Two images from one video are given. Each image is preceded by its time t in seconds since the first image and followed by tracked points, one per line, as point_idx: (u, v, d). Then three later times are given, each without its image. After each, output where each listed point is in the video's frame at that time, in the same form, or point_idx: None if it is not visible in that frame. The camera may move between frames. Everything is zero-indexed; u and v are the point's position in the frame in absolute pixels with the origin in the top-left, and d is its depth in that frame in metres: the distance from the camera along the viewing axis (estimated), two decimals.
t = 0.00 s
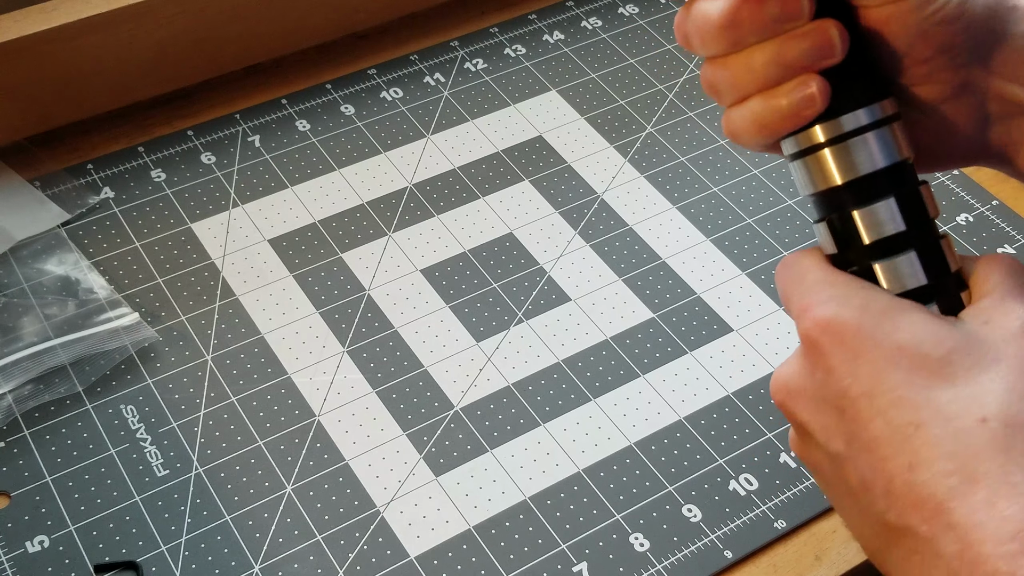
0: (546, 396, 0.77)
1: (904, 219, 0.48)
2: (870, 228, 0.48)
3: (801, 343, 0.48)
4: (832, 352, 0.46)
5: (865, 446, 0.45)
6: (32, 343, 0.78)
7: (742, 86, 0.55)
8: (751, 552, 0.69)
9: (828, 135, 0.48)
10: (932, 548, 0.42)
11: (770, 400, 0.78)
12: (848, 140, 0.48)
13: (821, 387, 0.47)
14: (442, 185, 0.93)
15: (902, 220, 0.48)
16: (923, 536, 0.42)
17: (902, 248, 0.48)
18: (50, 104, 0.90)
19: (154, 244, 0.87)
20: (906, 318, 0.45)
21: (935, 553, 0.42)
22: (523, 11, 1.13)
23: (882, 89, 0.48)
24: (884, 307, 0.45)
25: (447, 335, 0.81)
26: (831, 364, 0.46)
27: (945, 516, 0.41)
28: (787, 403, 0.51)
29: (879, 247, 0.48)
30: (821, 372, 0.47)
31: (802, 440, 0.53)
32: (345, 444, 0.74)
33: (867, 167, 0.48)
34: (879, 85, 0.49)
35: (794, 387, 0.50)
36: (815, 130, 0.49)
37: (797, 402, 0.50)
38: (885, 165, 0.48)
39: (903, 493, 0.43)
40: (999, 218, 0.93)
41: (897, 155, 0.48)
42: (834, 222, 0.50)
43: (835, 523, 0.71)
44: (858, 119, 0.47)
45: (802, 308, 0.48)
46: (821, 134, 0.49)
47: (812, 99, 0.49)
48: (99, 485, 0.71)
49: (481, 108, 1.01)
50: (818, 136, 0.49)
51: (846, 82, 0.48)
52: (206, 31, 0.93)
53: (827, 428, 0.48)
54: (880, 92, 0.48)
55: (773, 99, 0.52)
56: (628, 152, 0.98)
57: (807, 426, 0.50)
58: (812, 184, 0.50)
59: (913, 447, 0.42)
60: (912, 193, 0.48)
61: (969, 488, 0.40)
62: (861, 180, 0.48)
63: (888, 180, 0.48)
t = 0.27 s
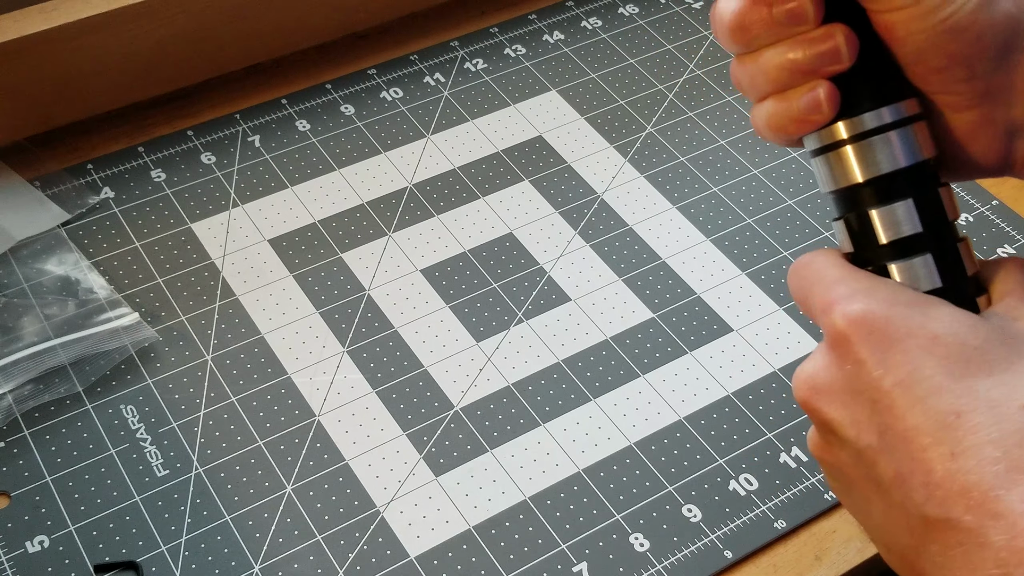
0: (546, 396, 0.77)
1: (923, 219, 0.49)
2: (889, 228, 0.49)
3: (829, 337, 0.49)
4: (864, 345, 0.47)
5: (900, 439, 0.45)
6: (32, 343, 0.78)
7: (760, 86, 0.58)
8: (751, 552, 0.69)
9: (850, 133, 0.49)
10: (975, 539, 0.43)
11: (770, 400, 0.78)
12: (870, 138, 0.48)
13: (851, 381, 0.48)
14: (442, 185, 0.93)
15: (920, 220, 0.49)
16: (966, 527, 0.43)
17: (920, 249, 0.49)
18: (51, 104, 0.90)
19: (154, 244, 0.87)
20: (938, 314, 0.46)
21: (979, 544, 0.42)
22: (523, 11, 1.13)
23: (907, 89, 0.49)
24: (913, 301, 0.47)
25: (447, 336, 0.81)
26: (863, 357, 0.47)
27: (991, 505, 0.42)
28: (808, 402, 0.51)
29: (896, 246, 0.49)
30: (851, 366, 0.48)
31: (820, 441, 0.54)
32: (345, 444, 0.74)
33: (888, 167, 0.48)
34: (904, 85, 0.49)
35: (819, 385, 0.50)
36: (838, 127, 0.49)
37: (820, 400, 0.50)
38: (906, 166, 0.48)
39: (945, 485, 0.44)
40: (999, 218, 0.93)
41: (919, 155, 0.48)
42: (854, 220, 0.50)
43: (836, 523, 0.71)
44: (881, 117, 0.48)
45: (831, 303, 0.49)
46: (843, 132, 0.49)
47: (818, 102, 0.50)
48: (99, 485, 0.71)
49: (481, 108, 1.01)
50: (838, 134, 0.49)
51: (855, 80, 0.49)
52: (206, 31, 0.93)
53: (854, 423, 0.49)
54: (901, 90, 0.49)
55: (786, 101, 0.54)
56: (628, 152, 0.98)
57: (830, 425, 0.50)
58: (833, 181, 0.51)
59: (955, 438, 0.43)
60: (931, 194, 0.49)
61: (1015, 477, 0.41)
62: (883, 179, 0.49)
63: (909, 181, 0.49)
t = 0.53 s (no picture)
0: (546, 396, 0.77)
1: (945, 215, 0.48)
2: (911, 221, 0.49)
3: (857, 316, 0.47)
4: (902, 328, 0.45)
5: (935, 426, 0.44)
6: (32, 343, 0.78)
7: (789, 64, 0.53)
8: (751, 552, 0.69)
9: (883, 121, 0.47)
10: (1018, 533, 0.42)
11: (770, 400, 0.78)
12: (903, 129, 0.47)
13: (882, 363, 0.47)
14: (442, 185, 0.93)
15: (942, 216, 0.48)
16: (1006, 520, 0.42)
17: (939, 245, 0.49)
18: (50, 105, 0.90)
19: (154, 244, 0.87)
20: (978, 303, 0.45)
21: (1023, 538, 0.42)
22: (523, 11, 1.13)
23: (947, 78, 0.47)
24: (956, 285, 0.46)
25: (447, 336, 0.81)
26: (900, 340, 0.45)
27: None
28: (826, 379, 0.49)
29: (918, 240, 0.49)
30: (884, 348, 0.46)
31: (827, 421, 0.53)
32: (345, 444, 0.74)
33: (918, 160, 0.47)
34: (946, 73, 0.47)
35: (840, 362, 0.49)
36: (869, 116, 0.48)
37: (844, 377, 0.49)
38: (937, 159, 0.47)
39: (986, 477, 0.43)
40: (999, 218, 0.93)
41: (950, 147, 0.47)
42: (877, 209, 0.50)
43: (836, 523, 0.71)
44: (917, 107, 0.46)
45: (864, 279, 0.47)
46: (874, 120, 0.48)
47: (854, 88, 0.48)
48: (99, 485, 0.71)
49: (481, 108, 1.01)
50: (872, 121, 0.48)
51: (900, 66, 0.46)
52: (205, 31, 0.94)
53: (883, 407, 0.47)
54: (942, 79, 0.47)
55: (820, 83, 0.50)
56: (628, 152, 0.98)
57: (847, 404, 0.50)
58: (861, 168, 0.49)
59: (999, 430, 0.43)
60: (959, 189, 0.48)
61: None
62: (914, 171, 0.48)
63: (938, 173, 0.48)
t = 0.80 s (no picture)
0: (546, 396, 0.77)
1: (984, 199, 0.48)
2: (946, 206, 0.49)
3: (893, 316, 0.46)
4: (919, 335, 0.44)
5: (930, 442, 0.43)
6: (32, 343, 0.79)
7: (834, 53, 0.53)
8: (751, 552, 0.69)
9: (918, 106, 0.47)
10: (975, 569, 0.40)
11: (770, 400, 0.78)
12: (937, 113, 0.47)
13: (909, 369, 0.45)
14: (442, 185, 0.93)
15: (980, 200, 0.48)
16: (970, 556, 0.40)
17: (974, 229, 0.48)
18: (51, 105, 0.90)
19: (154, 244, 0.87)
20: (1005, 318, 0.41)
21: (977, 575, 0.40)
22: (522, 11, 1.13)
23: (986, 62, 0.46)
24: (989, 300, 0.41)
25: (447, 336, 0.81)
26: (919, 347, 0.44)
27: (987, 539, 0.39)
28: (887, 375, 0.49)
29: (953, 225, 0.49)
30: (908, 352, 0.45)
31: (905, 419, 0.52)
32: (345, 444, 0.74)
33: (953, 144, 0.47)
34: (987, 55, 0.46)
35: (895, 361, 0.48)
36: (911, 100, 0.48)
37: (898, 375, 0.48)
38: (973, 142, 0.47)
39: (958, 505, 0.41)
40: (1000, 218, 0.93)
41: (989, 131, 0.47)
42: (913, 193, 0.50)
43: (835, 523, 0.71)
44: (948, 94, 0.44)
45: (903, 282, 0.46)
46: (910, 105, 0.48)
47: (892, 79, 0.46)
48: (99, 485, 0.71)
49: (481, 108, 1.01)
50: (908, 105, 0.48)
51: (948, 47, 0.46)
52: (206, 31, 0.94)
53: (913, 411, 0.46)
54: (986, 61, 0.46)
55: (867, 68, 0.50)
56: (628, 152, 0.98)
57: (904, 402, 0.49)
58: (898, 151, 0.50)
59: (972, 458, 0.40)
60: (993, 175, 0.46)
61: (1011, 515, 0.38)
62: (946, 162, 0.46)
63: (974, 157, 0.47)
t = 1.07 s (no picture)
0: (546, 396, 0.77)
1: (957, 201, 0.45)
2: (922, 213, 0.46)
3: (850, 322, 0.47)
4: (890, 331, 0.45)
5: (929, 429, 0.44)
6: (32, 343, 0.78)
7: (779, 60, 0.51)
8: (751, 552, 0.69)
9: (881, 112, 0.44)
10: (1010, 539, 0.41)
11: (770, 400, 0.78)
12: (904, 117, 0.44)
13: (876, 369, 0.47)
14: (442, 185, 0.93)
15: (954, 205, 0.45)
16: (996, 525, 0.42)
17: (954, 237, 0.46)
18: (51, 105, 0.90)
19: (154, 244, 0.87)
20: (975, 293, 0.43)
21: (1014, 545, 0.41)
22: (522, 11, 1.13)
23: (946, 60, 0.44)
24: (949, 283, 0.44)
25: (447, 336, 0.81)
26: (891, 345, 0.45)
27: None
28: (831, 382, 0.51)
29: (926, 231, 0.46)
30: (877, 352, 0.46)
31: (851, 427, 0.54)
32: (345, 444, 0.74)
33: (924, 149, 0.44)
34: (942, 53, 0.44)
35: (845, 368, 0.49)
36: (867, 107, 0.45)
37: (849, 382, 0.50)
38: (943, 144, 0.44)
39: (978, 482, 0.42)
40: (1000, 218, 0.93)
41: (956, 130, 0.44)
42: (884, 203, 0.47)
43: (835, 523, 0.71)
44: (914, 94, 0.43)
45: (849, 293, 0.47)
46: (873, 111, 0.45)
47: (851, 75, 0.46)
48: (99, 485, 0.71)
49: (481, 108, 1.01)
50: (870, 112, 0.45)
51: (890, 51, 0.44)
52: (206, 31, 0.93)
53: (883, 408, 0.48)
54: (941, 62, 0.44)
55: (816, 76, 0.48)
56: (628, 152, 0.98)
57: (857, 408, 0.50)
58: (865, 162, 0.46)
59: (983, 432, 0.42)
60: (956, 170, 0.45)
61: None
62: (917, 159, 0.45)
63: (945, 159, 0.45)
